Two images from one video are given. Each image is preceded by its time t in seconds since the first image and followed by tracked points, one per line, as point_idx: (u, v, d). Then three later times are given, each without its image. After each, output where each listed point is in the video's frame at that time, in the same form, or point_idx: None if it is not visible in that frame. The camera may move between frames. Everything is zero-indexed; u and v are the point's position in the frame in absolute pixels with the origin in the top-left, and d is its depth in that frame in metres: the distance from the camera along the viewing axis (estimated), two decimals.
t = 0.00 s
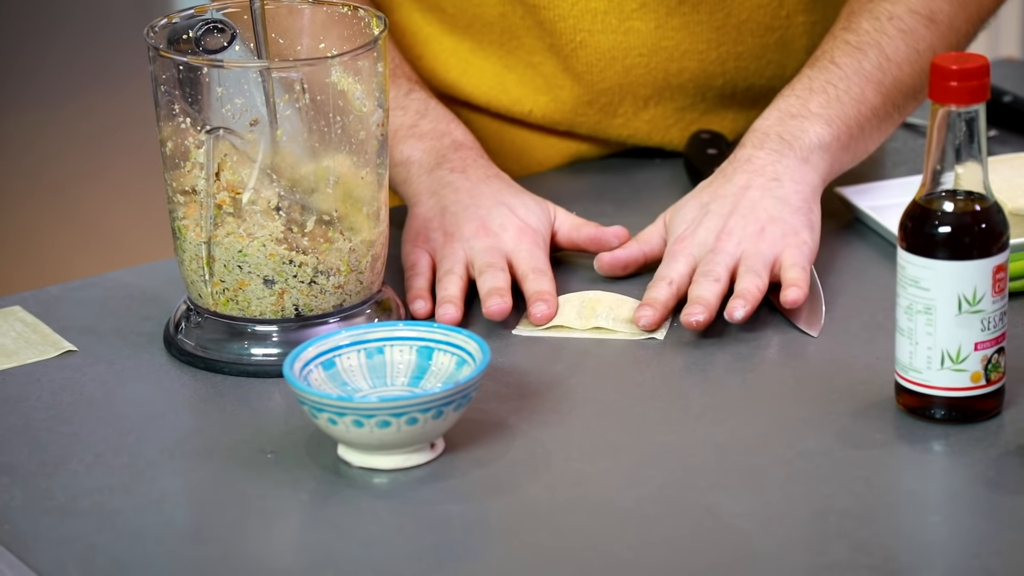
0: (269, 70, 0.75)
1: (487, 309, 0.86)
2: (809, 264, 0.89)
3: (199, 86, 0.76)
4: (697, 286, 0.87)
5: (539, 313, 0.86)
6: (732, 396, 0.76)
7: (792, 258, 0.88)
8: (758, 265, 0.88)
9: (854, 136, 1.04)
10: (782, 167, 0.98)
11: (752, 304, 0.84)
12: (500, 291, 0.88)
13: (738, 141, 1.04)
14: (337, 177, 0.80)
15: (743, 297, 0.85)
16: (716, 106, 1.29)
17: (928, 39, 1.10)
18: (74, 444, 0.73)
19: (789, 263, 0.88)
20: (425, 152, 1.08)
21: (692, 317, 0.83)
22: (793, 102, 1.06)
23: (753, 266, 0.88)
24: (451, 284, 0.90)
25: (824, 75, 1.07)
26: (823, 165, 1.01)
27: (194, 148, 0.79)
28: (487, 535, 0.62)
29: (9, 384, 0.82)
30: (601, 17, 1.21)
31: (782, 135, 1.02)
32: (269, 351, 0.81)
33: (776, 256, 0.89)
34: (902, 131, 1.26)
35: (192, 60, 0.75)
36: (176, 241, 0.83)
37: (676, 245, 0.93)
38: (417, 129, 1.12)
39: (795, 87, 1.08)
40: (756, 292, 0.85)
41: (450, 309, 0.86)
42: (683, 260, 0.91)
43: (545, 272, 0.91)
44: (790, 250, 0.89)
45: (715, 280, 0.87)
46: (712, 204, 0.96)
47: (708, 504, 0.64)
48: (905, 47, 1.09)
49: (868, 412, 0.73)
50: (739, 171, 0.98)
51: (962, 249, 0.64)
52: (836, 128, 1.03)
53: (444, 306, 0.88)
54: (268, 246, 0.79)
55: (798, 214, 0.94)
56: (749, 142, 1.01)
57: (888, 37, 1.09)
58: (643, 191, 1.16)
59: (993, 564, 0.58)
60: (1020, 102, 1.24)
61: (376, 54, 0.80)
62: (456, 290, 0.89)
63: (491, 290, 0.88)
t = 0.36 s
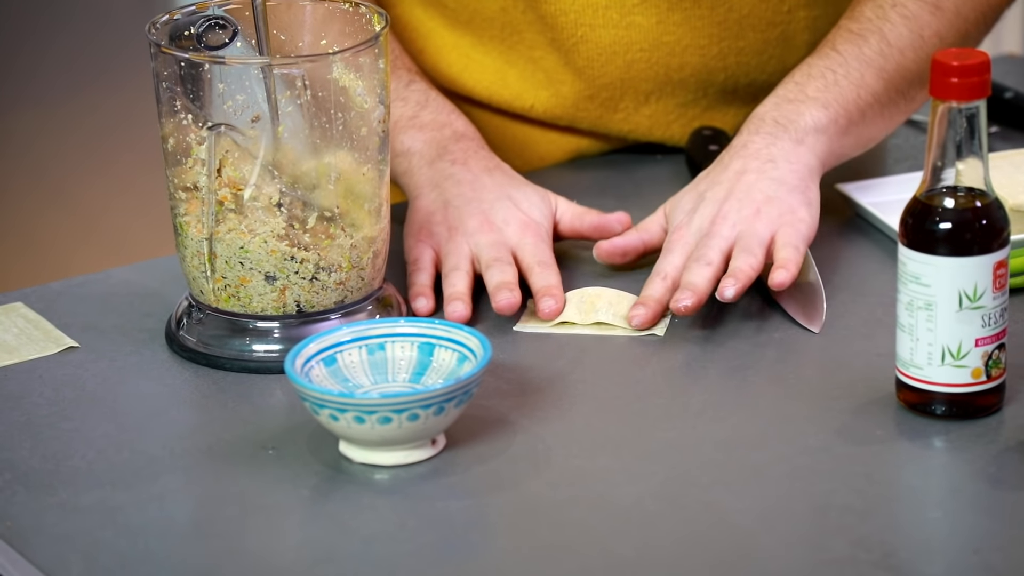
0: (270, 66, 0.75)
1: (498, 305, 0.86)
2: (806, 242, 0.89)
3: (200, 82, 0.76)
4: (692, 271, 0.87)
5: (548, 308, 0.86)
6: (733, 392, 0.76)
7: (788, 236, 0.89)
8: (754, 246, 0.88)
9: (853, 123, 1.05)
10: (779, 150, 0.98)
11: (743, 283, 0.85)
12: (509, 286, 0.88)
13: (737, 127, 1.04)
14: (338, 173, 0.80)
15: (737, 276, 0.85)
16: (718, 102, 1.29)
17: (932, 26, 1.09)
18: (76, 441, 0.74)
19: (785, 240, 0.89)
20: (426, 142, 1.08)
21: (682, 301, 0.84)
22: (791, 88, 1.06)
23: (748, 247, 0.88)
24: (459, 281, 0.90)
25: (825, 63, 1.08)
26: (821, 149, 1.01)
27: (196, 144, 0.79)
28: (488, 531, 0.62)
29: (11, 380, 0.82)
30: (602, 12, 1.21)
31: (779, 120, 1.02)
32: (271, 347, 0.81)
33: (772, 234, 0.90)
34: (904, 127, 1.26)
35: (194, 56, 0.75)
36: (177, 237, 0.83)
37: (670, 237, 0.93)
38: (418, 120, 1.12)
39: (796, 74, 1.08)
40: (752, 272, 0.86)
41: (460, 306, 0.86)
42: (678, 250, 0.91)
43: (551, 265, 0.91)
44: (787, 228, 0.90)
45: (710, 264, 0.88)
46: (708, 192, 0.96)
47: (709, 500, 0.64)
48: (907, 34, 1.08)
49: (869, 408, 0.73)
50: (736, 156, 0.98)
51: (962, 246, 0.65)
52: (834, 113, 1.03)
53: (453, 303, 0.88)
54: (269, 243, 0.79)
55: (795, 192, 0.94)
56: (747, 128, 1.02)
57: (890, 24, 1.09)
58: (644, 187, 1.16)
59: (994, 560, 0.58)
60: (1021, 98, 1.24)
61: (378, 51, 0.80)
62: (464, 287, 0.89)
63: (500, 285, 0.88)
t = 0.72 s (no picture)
0: (269, 65, 0.76)
1: (511, 309, 0.85)
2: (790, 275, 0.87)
3: (199, 81, 0.77)
4: (672, 274, 0.85)
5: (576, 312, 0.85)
6: (730, 389, 0.76)
7: (775, 266, 0.86)
8: (744, 261, 0.86)
9: (866, 144, 1.03)
10: (796, 169, 0.95)
11: (729, 298, 0.83)
12: (518, 283, 0.87)
13: (751, 134, 1.00)
14: (337, 172, 0.80)
15: (721, 292, 0.83)
16: (715, 101, 1.29)
17: (941, 38, 1.10)
18: (75, 439, 0.74)
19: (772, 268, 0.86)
20: (421, 149, 1.07)
21: (660, 309, 0.82)
22: (810, 102, 1.04)
23: (739, 262, 0.86)
24: (470, 281, 0.89)
25: (841, 75, 1.06)
26: (836, 173, 0.98)
27: (195, 143, 0.79)
28: (486, 528, 0.62)
29: (10, 379, 0.82)
30: (599, 13, 1.21)
31: (800, 137, 0.99)
32: (269, 345, 0.81)
33: (762, 258, 0.87)
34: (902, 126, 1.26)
35: (192, 56, 0.76)
36: (176, 236, 0.83)
37: (670, 206, 0.90)
38: (414, 126, 1.12)
39: (812, 84, 1.06)
40: (734, 289, 0.84)
41: (478, 309, 0.86)
42: (668, 232, 0.88)
43: (558, 246, 0.90)
44: (779, 256, 0.87)
45: (695, 270, 0.85)
46: (720, 181, 0.92)
47: (706, 497, 0.64)
48: (919, 52, 1.08)
49: (866, 404, 0.73)
50: (754, 161, 0.94)
51: (959, 243, 0.65)
52: (851, 137, 1.01)
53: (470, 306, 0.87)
54: (268, 241, 0.79)
55: (800, 223, 0.90)
56: (765, 137, 0.98)
57: (903, 40, 1.08)
58: (643, 186, 1.16)
59: (990, 555, 0.58)
60: (1018, 96, 1.24)
61: (376, 50, 0.80)
62: (476, 287, 0.88)
63: (508, 283, 0.87)
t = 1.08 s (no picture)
0: (265, 75, 0.76)
1: (506, 326, 0.84)
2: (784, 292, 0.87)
3: (196, 91, 0.77)
4: (673, 287, 0.85)
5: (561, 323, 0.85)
6: (726, 396, 0.76)
7: (770, 282, 0.87)
8: (742, 273, 0.86)
9: (856, 162, 1.03)
10: (790, 186, 0.95)
11: (729, 312, 0.83)
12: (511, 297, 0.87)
13: (745, 150, 1.00)
14: (333, 181, 0.81)
15: (720, 304, 0.83)
16: (711, 111, 1.30)
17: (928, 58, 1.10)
18: (73, 447, 0.74)
19: (768, 283, 0.86)
20: (415, 170, 1.07)
21: (663, 325, 0.81)
22: (802, 120, 1.04)
23: (737, 275, 0.86)
24: (465, 296, 0.89)
25: (832, 93, 1.06)
26: (827, 191, 0.99)
27: (192, 152, 0.80)
28: (483, 535, 0.62)
29: (8, 387, 0.82)
30: (598, 29, 1.21)
31: (793, 155, 0.99)
32: (266, 354, 0.82)
33: (758, 272, 0.87)
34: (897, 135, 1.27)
35: (190, 66, 0.76)
36: (174, 245, 0.83)
37: (670, 214, 0.90)
38: (407, 148, 1.11)
39: (803, 101, 1.06)
40: (733, 303, 0.84)
41: (476, 325, 0.86)
42: (666, 242, 0.88)
43: (547, 259, 0.90)
44: (774, 271, 0.87)
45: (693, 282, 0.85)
46: (716, 193, 0.92)
47: (702, 504, 0.64)
48: (909, 70, 1.08)
49: (860, 412, 0.73)
50: (748, 177, 0.94)
51: (952, 251, 0.65)
52: (842, 156, 1.02)
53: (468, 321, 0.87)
54: (265, 250, 0.80)
55: (793, 238, 0.91)
56: (760, 153, 0.98)
57: (893, 59, 1.08)
58: (639, 195, 1.17)
59: (984, 562, 0.58)
60: (1013, 105, 1.24)
61: (372, 59, 0.80)
62: (469, 301, 0.89)
63: (502, 298, 0.87)
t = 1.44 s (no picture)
0: (265, 73, 0.76)
1: (495, 318, 0.84)
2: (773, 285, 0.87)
3: (194, 89, 0.77)
4: (666, 274, 0.84)
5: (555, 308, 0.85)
6: (724, 395, 0.76)
7: (761, 273, 0.87)
8: (733, 263, 0.86)
9: (851, 156, 1.04)
10: (785, 179, 0.95)
11: (718, 301, 0.83)
12: (498, 287, 0.87)
13: (741, 142, 1.01)
14: (332, 179, 0.81)
15: (711, 293, 0.83)
16: (709, 111, 1.30)
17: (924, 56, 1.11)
18: (72, 445, 0.74)
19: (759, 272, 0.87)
20: (402, 172, 1.07)
21: (656, 313, 0.81)
22: (798, 112, 1.04)
23: (728, 265, 0.86)
24: (452, 287, 0.89)
25: (829, 86, 1.06)
26: (823, 184, 0.99)
27: (191, 151, 0.80)
28: (481, 533, 0.62)
29: (7, 385, 0.82)
30: (596, 30, 1.21)
31: (790, 148, 0.99)
32: (265, 352, 0.82)
33: (750, 263, 0.87)
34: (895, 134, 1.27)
35: (188, 64, 0.76)
36: (172, 244, 0.83)
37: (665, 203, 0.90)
38: (397, 150, 1.11)
39: (800, 93, 1.06)
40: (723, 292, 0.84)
41: (466, 319, 0.86)
42: (661, 226, 0.88)
43: (533, 246, 0.90)
44: (766, 263, 0.87)
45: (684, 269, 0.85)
46: (710, 184, 0.92)
47: (701, 502, 0.64)
48: (905, 66, 1.09)
49: (859, 410, 0.73)
50: (744, 168, 0.95)
51: (951, 249, 0.65)
52: (839, 149, 1.02)
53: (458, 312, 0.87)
54: (263, 248, 0.80)
55: (786, 230, 0.91)
56: (756, 145, 0.99)
57: (890, 55, 1.09)
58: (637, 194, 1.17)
59: (982, 560, 0.58)
60: (1011, 105, 1.25)
61: (371, 58, 0.80)
62: (456, 293, 0.89)
63: (489, 290, 0.87)
